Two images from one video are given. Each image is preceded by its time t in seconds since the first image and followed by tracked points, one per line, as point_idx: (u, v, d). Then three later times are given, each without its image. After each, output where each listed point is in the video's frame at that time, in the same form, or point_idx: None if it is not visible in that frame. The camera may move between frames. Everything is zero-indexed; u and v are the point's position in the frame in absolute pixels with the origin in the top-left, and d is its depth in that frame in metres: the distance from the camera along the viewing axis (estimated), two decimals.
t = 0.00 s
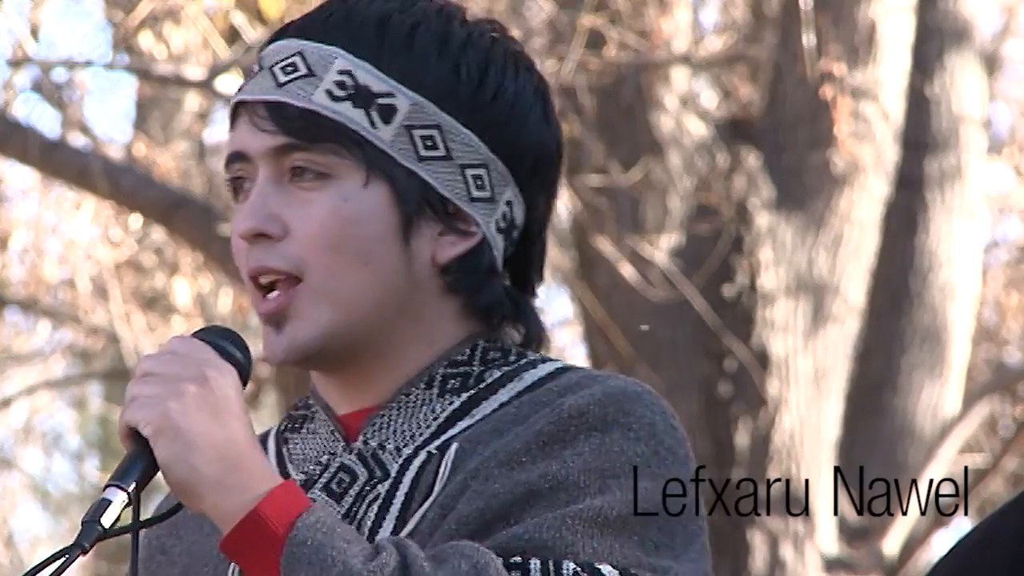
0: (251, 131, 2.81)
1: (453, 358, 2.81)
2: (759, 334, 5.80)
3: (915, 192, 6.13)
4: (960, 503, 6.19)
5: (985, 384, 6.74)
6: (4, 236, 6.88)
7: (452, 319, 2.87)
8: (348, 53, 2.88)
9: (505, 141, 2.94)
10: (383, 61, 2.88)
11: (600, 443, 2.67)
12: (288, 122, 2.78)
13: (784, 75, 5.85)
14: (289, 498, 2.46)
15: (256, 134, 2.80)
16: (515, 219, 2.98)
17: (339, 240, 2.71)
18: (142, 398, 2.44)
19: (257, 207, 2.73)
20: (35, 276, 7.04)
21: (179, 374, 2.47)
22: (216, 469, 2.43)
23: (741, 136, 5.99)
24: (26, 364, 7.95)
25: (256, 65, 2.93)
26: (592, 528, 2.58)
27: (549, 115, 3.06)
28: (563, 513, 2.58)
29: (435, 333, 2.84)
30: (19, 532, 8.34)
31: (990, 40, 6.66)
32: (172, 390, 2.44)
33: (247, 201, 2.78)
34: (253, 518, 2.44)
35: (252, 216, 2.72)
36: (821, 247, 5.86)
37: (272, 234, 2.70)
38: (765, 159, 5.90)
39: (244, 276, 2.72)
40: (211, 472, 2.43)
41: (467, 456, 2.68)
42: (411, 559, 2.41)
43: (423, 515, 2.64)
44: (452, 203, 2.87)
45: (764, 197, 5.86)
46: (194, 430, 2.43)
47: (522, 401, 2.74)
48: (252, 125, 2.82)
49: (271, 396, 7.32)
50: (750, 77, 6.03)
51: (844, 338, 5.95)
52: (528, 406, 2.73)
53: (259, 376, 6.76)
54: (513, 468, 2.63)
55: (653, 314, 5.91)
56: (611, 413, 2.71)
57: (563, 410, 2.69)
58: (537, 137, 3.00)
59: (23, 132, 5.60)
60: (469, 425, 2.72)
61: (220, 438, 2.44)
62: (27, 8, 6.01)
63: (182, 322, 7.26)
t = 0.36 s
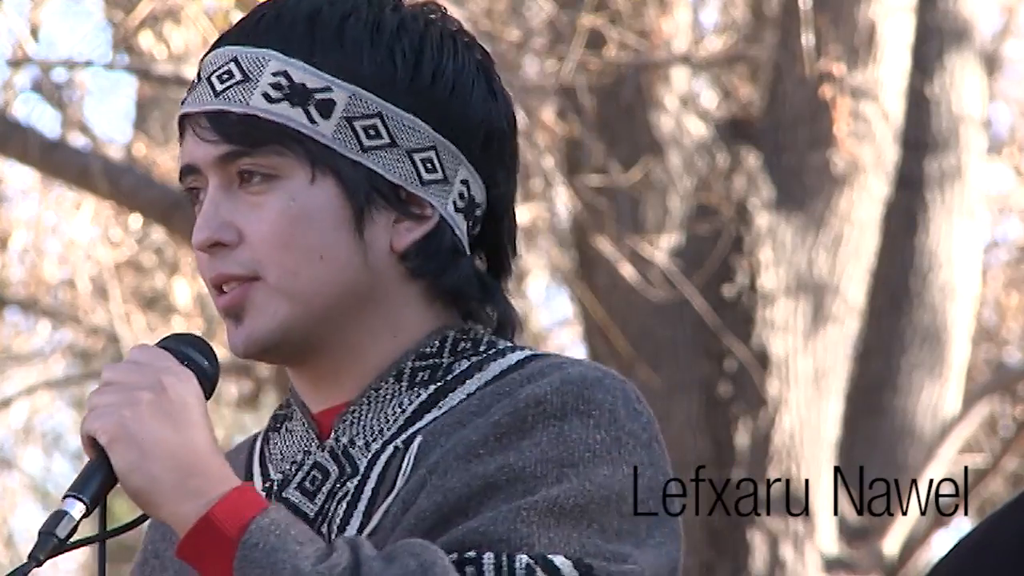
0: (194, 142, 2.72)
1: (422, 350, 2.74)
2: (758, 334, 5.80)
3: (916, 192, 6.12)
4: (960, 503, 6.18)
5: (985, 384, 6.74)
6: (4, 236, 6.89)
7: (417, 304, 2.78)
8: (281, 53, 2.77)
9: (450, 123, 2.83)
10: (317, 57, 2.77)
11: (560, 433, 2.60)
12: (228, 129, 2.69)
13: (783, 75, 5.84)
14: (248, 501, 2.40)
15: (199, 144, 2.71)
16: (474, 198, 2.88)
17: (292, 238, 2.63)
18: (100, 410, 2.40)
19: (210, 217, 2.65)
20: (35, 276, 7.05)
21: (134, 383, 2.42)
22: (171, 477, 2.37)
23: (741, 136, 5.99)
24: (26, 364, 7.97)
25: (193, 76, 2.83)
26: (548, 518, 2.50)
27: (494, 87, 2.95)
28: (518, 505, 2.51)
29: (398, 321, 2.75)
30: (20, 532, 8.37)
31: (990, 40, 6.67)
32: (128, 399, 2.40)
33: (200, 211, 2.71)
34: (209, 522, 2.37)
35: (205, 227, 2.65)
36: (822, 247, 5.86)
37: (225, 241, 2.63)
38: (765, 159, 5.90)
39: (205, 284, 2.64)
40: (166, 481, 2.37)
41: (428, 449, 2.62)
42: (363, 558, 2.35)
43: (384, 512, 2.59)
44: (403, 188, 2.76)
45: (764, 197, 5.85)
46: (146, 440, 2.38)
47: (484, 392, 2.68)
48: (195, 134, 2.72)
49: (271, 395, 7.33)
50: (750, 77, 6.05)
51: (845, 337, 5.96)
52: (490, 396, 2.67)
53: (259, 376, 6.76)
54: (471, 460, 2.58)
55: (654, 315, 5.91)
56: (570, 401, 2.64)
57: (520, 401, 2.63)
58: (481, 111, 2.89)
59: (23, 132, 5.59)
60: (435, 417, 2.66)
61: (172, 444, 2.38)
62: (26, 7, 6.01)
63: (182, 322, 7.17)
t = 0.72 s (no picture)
0: (238, 138, 2.70)
1: (470, 352, 2.65)
2: (758, 334, 5.79)
3: (916, 192, 6.12)
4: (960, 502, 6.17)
5: (985, 384, 6.74)
6: (4, 236, 6.90)
7: (462, 307, 2.70)
8: (321, 50, 2.70)
9: (492, 121, 2.71)
10: (355, 54, 2.69)
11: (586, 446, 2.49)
12: (265, 125, 2.65)
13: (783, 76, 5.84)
14: (255, 500, 2.36)
15: (242, 139, 2.68)
16: (526, 196, 2.75)
17: (320, 237, 2.58)
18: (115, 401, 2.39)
19: (248, 212, 2.63)
20: (35, 276, 7.06)
21: (149, 372, 2.41)
22: (176, 469, 2.35)
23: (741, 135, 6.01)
24: (27, 365, 7.97)
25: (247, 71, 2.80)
26: (553, 537, 2.39)
27: (544, 85, 2.79)
28: (524, 520, 2.39)
29: (443, 323, 2.67)
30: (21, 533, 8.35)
31: (990, 40, 6.67)
32: (140, 387, 2.39)
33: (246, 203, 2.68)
34: (209, 518, 2.34)
35: (244, 222, 2.63)
36: (821, 247, 5.90)
37: (261, 238, 2.61)
38: (765, 159, 5.90)
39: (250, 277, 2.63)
40: (171, 474, 2.35)
41: (454, 455, 2.52)
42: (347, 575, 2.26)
43: (400, 519, 2.49)
44: (439, 188, 2.66)
45: (764, 197, 5.85)
46: (153, 430, 2.36)
47: (516, 399, 2.56)
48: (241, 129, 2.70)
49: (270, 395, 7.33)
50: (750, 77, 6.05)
51: (845, 338, 6.00)
52: (521, 403, 2.55)
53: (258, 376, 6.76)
54: (490, 469, 2.46)
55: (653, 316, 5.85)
56: (599, 415, 2.52)
57: (549, 410, 2.51)
58: (529, 110, 2.75)
59: (23, 133, 5.59)
60: (469, 422, 2.56)
61: (177, 439, 2.36)
62: (26, 7, 6.01)
63: (182, 322, 7.26)
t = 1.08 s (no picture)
0: (273, 138, 2.58)
1: (515, 355, 2.56)
2: (758, 334, 5.78)
3: (917, 192, 6.12)
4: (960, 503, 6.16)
5: (986, 385, 6.73)
6: (3, 236, 6.89)
7: (502, 309, 2.59)
8: (358, 51, 2.58)
9: (531, 124, 2.58)
10: (391, 56, 2.57)
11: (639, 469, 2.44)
12: (300, 130, 2.53)
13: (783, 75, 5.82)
14: (306, 533, 2.28)
15: (277, 141, 2.57)
16: (566, 195, 2.63)
17: (363, 244, 2.47)
18: (157, 432, 2.29)
19: (284, 215, 2.51)
20: (35, 277, 7.06)
21: (194, 406, 2.29)
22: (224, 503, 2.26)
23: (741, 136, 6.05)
24: (26, 364, 7.92)
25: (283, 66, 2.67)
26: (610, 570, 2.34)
27: (583, 81, 2.66)
28: (580, 554, 2.35)
29: (486, 326, 2.58)
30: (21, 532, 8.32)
31: (990, 40, 6.69)
32: (184, 423, 2.28)
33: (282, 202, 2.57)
34: (260, 557, 2.26)
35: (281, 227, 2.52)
36: (820, 248, 5.87)
37: (299, 242, 2.49)
38: (765, 159, 5.89)
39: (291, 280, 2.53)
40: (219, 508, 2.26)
41: (504, 473, 2.46)
42: None
43: (449, 538, 2.44)
44: (476, 193, 2.55)
45: (764, 196, 5.86)
46: (202, 466, 2.26)
47: (566, 415, 2.51)
48: (274, 129, 2.59)
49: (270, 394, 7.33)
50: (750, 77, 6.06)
51: (845, 338, 5.98)
52: (572, 420, 2.50)
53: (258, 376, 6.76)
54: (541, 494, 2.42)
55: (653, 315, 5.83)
56: (653, 437, 2.47)
57: (602, 432, 2.46)
58: (568, 112, 2.61)
59: (22, 132, 5.59)
60: (517, 433, 2.50)
61: (224, 475, 2.26)
62: (26, 7, 6.01)
63: (182, 322, 7.27)
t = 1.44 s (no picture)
0: (292, 136, 2.71)
1: (517, 360, 2.72)
2: (760, 334, 5.81)
3: (920, 192, 6.12)
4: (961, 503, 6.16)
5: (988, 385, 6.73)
6: (6, 236, 6.90)
7: (510, 317, 2.77)
8: (383, 56, 2.73)
9: (552, 135, 2.77)
10: (417, 61, 2.72)
11: (651, 475, 2.57)
12: (325, 130, 2.67)
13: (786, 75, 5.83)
14: (328, 528, 2.42)
15: (296, 141, 2.70)
16: (576, 205, 2.84)
17: (381, 251, 2.62)
18: (181, 419, 2.41)
19: (301, 216, 2.65)
20: (38, 277, 7.00)
21: (218, 395, 2.42)
22: (249, 493, 2.39)
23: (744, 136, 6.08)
24: (30, 364, 7.95)
25: (299, 63, 2.80)
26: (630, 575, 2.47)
27: (601, 93, 2.86)
28: (600, 559, 2.48)
29: (492, 333, 2.74)
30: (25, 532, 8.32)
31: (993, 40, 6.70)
32: (209, 414, 2.40)
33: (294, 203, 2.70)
34: (285, 548, 2.40)
35: (296, 227, 2.65)
36: (824, 248, 5.86)
37: (315, 244, 2.63)
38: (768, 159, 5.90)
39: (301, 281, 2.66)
40: (244, 496, 2.39)
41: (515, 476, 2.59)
42: None
43: (462, 537, 2.56)
44: (498, 203, 2.73)
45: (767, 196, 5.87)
46: (229, 456, 2.38)
47: (575, 421, 2.64)
48: (292, 128, 2.72)
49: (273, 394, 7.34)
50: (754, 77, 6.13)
51: (848, 340, 5.94)
52: (583, 426, 2.63)
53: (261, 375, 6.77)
54: (558, 498, 2.54)
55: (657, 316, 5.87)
56: (665, 445, 2.61)
57: (617, 441, 2.58)
58: (588, 122, 2.81)
59: (25, 133, 5.59)
60: (524, 438, 2.64)
61: (251, 466, 2.39)
62: (29, 7, 6.01)
63: (184, 323, 7.27)
